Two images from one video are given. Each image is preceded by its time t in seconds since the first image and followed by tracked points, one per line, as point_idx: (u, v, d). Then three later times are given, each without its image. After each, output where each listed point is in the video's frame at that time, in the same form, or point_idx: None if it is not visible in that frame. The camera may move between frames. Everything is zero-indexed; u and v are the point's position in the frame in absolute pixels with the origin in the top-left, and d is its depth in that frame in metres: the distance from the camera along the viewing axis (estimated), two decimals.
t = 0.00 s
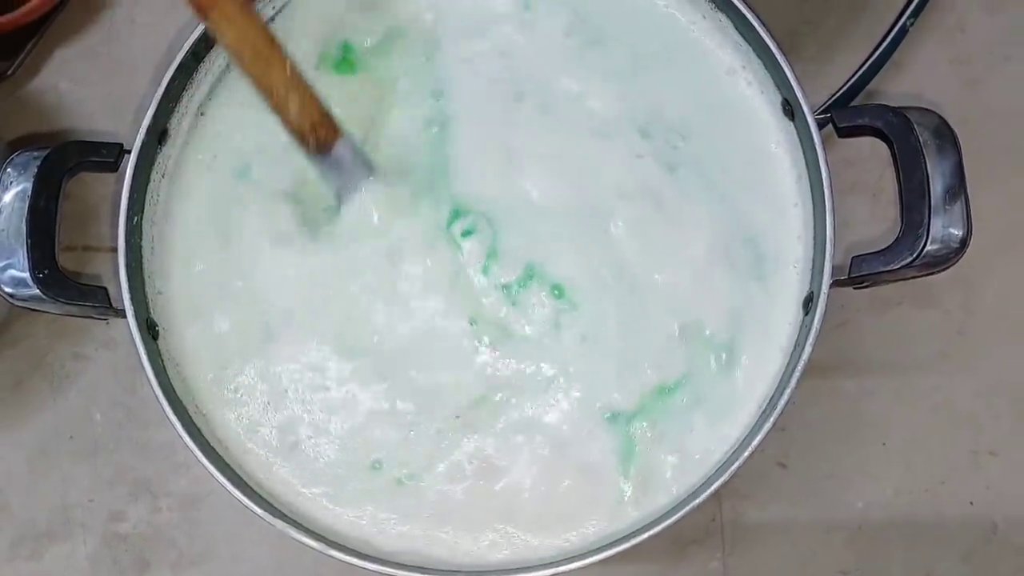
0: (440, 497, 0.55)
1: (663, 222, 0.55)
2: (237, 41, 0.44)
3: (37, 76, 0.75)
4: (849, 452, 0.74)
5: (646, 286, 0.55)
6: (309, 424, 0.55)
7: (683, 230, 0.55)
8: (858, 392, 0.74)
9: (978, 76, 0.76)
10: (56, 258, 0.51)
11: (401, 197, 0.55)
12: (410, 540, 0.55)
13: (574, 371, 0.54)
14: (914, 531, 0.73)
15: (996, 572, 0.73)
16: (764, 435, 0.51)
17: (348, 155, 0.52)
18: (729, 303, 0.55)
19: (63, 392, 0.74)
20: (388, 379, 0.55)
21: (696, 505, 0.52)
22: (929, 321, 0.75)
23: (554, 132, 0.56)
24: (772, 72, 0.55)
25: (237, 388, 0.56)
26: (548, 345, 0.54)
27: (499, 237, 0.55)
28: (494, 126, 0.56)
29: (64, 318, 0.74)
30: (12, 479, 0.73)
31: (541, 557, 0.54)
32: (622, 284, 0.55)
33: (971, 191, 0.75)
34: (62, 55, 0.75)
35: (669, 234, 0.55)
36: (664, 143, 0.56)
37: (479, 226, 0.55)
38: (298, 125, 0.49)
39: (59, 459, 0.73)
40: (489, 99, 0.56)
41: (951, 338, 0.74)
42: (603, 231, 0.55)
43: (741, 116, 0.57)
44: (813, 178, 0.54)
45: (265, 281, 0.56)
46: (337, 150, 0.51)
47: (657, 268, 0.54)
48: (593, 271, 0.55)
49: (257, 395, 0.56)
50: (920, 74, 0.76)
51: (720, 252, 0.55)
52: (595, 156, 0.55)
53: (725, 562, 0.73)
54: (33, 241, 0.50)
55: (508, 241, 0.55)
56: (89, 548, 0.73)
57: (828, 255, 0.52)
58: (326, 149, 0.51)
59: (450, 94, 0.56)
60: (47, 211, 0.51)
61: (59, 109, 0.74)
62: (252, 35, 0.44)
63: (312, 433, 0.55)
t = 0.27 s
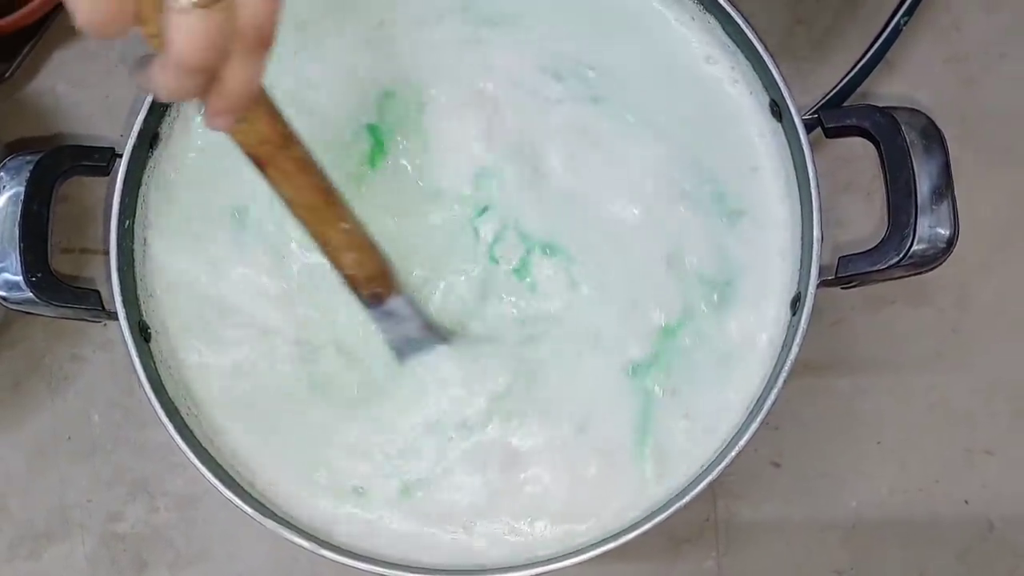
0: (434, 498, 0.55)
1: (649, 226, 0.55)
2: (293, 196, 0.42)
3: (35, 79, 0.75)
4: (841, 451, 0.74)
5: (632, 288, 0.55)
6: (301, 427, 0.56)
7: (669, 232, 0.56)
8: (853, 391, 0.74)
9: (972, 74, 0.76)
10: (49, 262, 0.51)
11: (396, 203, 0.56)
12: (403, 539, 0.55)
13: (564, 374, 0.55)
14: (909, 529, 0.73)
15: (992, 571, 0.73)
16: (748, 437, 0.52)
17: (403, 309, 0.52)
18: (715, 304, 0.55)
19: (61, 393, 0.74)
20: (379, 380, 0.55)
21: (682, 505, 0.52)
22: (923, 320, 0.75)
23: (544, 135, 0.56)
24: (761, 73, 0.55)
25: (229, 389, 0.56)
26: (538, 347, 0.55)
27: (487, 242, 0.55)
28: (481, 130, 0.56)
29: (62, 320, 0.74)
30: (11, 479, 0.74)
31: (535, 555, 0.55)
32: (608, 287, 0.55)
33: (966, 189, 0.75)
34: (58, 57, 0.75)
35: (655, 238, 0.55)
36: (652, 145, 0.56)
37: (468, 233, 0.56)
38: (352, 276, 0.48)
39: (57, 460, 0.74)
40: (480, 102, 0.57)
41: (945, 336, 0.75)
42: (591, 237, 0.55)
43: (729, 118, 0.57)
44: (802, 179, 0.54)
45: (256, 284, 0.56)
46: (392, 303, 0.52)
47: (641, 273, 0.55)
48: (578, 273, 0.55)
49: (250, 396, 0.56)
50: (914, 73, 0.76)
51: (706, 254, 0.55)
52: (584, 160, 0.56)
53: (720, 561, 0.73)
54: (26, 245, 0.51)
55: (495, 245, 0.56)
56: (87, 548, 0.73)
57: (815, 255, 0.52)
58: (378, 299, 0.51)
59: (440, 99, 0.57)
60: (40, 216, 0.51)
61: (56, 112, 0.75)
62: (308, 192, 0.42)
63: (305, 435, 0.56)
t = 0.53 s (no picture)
0: (433, 499, 0.56)
1: (644, 229, 0.57)
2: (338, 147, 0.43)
3: (36, 82, 0.75)
4: (838, 452, 0.74)
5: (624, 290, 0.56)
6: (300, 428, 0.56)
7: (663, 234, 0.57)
8: (850, 392, 0.75)
9: (969, 75, 0.76)
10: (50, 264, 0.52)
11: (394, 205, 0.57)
12: (400, 538, 0.55)
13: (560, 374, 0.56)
14: (907, 528, 0.74)
15: (989, 571, 0.73)
16: (745, 437, 0.52)
17: (433, 269, 0.51)
18: (711, 306, 0.56)
19: (62, 394, 0.74)
20: (377, 381, 0.56)
21: (678, 505, 0.52)
22: (920, 321, 0.75)
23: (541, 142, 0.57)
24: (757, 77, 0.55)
25: (229, 391, 0.56)
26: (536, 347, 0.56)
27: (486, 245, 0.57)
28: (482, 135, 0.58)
29: (63, 321, 0.75)
30: (13, 480, 0.74)
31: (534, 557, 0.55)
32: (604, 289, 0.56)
33: (963, 190, 0.76)
34: (59, 60, 0.75)
35: (651, 239, 0.57)
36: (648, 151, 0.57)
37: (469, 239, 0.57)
38: (387, 233, 0.48)
39: (58, 461, 0.74)
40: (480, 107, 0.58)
41: (943, 337, 0.75)
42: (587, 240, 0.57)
43: (727, 121, 0.57)
44: (796, 182, 0.54)
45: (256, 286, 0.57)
46: (421, 263, 0.50)
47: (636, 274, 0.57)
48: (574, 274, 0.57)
49: (250, 396, 0.56)
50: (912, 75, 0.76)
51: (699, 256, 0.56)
52: (579, 164, 0.57)
53: (718, 561, 0.74)
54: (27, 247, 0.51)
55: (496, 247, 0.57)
56: (88, 548, 0.74)
57: (808, 256, 0.52)
58: (410, 259, 0.50)
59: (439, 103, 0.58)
60: (40, 218, 0.52)
61: (57, 114, 0.75)
62: (354, 145, 0.44)
63: (304, 436, 0.56)
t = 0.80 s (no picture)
0: (432, 501, 0.55)
1: (644, 231, 0.56)
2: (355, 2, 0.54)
3: (36, 83, 0.75)
4: (837, 453, 0.74)
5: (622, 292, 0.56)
6: (298, 429, 0.56)
7: (662, 236, 0.56)
8: (850, 393, 0.75)
9: (969, 77, 0.76)
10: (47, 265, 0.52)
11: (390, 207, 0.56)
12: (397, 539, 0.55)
13: (559, 376, 0.56)
14: (906, 529, 0.74)
15: (989, 572, 0.73)
16: (742, 437, 0.52)
17: (449, 123, 0.55)
18: (711, 307, 0.56)
19: (61, 395, 0.75)
20: (373, 382, 0.56)
21: (676, 506, 0.52)
22: (920, 322, 0.75)
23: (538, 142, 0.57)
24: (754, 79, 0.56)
25: (227, 393, 0.56)
26: (534, 349, 0.56)
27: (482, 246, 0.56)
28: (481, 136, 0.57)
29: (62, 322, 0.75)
30: (12, 481, 0.74)
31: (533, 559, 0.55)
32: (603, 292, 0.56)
33: (963, 192, 0.76)
34: (59, 61, 0.76)
35: (651, 241, 0.56)
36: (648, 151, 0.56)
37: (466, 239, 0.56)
38: (404, 83, 0.54)
39: (57, 461, 0.74)
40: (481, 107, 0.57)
41: (942, 338, 0.75)
42: (586, 241, 0.56)
43: (724, 123, 0.57)
44: (793, 183, 0.54)
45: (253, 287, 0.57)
46: (439, 115, 0.55)
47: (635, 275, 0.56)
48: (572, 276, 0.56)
49: (247, 397, 0.56)
50: (911, 76, 0.76)
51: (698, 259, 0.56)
52: (579, 165, 0.56)
53: (717, 562, 0.74)
54: (25, 248, 0.51)
55: (494, 251, 0.56)
56: (87, 549, 0.74)
57: (805, 258, 0.52)
58: (427, 111, 0.55)
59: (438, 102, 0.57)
60: (39, 219, 0.52)
61: (57, 115, 0.75)
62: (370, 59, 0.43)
63: (303, 438, 0.56)
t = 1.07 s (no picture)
0: (427, 501, 0.55)
1: (642, 230, 0.56)
2: None
3: (32, 82, 0.75)
4: (835, 454, 0.74)
5: (619, 290, 0.56)
6: (294, 429, 0.56)
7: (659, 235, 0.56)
8: (849, 394, 0.74)
9: (968, 76, 0.76)
10: (40, 266, 0.51)
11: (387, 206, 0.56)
12: (394, 540, 0.55)
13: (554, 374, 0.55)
14: (905, 530, 0.74)
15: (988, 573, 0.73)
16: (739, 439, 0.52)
17: (455, 18, 0.56)
18: (708, 307, 0.56)
19: (57, 396, 0.74)
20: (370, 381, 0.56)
21: (674, 506, 0.52)
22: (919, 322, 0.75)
23: (534, 139, 0.56)
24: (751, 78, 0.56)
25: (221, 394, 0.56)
26: (531, 347, 0.55)
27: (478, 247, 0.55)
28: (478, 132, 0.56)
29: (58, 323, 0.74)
30: (7, 483, 0.74)
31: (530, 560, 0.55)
32: (598, 291, 0.56)
33: (961, 192, 0.75)
34: (56, 60, 0.75)
35: (649, 240, 0.56)
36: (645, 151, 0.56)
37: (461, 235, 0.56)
38: None
39: (53, 463, 0.74)
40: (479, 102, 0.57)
41: (941, 338, 0.75)
42: (582, 241, 0.56)
43: (721, 123, 0.57)
44: (791, 183, 0.54)
45: (248, 286, 0.56)
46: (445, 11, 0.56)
47: (632, 274, 0.56)
48: (567, 273, 0.56)
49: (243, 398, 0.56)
50: (910, 75, 0.76)
51: (696, 260, 0.56)
52: (575, 162, 0.56)
53: (716, 563, 0.73)
54: (18, 248, 0.51)
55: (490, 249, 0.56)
56: (83, 551, 0.73)
57: (802, 258, 0.52)
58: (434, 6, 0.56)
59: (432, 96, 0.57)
60: (31, 220, 0.51)
61: (53, 115, 0.75)
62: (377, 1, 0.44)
63: (298, 437, 0.56)
